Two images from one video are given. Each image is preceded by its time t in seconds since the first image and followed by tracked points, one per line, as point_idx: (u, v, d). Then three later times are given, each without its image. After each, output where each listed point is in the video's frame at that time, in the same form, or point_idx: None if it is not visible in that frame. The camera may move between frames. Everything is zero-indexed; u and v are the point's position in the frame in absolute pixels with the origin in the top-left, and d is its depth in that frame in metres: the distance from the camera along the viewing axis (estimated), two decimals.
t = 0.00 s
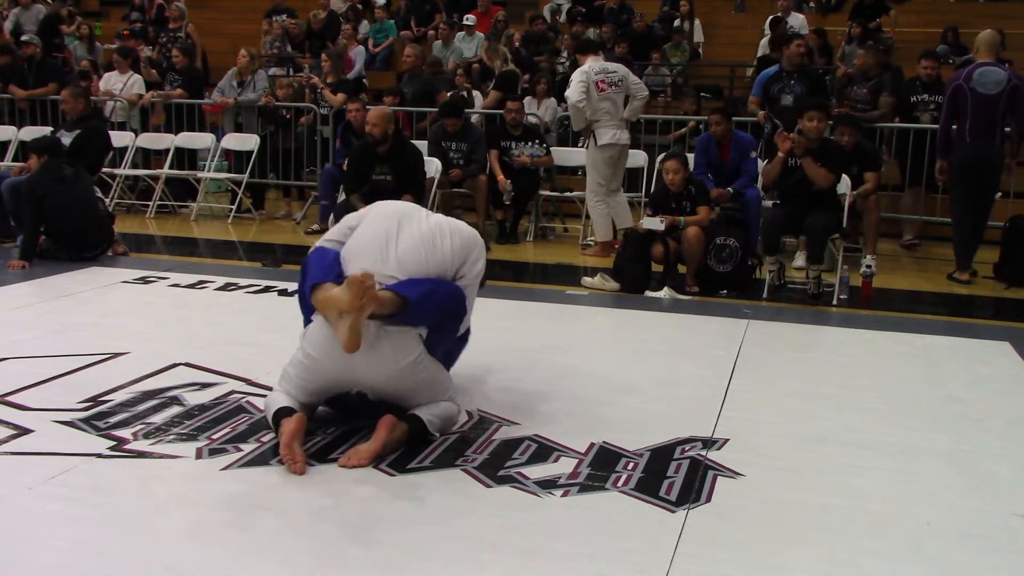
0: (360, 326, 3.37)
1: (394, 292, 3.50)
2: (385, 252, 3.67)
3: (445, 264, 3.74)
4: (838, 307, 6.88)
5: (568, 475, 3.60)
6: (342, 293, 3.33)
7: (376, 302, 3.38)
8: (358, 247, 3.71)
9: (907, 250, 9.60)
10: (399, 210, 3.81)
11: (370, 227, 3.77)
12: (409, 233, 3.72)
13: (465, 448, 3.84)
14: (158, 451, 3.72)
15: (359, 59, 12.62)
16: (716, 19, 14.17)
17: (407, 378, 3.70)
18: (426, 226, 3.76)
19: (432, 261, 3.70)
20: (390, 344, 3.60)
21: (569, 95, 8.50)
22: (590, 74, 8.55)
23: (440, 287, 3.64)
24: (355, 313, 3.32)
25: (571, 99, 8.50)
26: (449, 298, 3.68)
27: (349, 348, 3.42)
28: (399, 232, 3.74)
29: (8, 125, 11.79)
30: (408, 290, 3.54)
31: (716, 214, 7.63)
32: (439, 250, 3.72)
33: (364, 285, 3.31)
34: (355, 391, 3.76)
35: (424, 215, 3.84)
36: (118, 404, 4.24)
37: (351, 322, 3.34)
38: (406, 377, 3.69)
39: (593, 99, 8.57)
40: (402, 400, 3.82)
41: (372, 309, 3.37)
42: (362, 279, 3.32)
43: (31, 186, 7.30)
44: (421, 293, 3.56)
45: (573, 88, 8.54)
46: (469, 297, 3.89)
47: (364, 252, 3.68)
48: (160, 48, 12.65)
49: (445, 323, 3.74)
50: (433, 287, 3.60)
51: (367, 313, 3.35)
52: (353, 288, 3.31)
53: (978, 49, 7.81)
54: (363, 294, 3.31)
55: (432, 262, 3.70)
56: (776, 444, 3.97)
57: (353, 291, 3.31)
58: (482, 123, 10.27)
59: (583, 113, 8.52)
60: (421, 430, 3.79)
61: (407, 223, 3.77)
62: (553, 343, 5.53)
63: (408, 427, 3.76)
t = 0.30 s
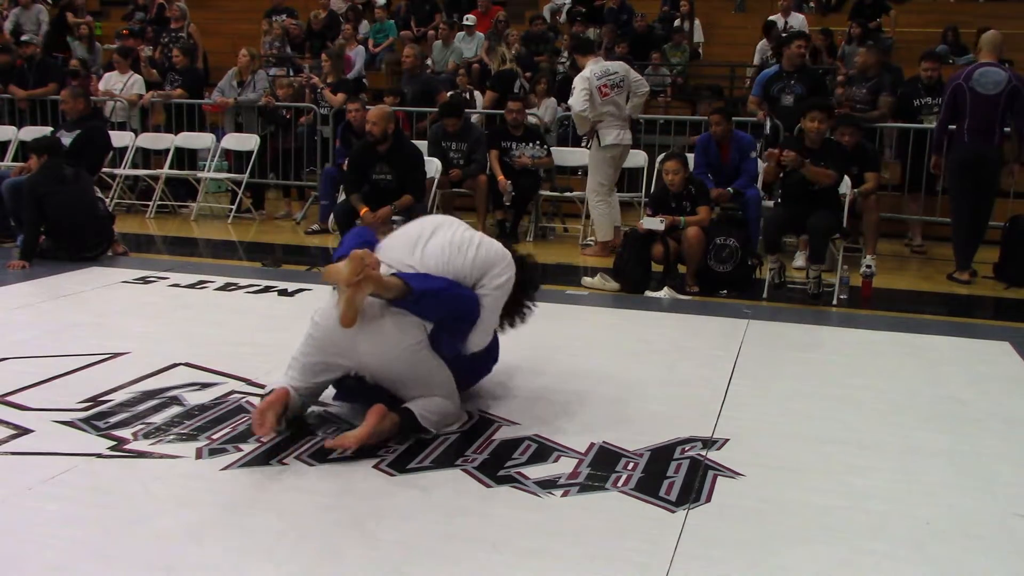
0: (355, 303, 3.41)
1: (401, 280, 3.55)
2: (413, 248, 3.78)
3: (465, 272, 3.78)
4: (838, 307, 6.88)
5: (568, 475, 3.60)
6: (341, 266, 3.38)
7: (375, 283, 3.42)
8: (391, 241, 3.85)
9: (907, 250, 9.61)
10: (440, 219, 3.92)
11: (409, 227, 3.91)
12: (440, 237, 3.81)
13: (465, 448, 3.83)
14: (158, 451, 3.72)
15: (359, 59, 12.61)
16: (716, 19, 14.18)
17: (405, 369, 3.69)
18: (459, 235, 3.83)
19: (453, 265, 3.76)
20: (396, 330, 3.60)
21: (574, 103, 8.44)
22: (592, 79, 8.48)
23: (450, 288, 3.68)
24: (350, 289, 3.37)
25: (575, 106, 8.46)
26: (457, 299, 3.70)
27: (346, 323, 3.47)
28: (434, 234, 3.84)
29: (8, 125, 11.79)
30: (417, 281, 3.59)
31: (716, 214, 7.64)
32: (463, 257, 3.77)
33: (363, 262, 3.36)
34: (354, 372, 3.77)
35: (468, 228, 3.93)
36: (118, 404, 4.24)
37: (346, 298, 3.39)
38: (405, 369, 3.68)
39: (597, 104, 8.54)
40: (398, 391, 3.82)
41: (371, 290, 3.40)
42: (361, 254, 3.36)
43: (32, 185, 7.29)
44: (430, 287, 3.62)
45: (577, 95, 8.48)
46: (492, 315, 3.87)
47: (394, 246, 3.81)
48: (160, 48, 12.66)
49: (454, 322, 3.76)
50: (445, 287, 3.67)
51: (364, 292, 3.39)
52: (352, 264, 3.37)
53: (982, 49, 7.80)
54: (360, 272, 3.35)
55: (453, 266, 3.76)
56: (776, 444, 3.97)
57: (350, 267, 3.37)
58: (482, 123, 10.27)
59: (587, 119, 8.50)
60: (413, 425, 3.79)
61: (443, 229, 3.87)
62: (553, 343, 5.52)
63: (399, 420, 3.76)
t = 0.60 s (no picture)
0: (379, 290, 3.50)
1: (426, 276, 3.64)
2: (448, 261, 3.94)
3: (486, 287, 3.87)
4: (838, 307, 6.88)
5: (568, 475, 3.60)
6: (370, 252, 3.49)
7: (401, 274, 3.50)
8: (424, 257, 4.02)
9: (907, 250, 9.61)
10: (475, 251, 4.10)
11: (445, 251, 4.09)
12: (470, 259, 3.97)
13: (465, 448, 3.83)
14: (158, 451, 3.72)
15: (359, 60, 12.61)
16: (716, 19, 14.17)
17: (407, 357, 3.70)
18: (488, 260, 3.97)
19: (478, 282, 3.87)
20: (407, 319, 3.65)
21: (599, 99, 8.40)
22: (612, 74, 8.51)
23: (470, 296, 3.76)
24: (376, 275, 3.45)
25: (602, 102, 8.41)
26: (475, 307, 3.77)
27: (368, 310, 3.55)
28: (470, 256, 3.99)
29: (8, 125, 11.79)
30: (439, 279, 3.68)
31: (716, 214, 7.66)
32: (490, 277, 3.89)
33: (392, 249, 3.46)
34: (358, 355, 3.81)
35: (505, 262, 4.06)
36: (118, 404, 4.24)
37: (372, 284, 3.48)
38: (406, 355, 3.70)
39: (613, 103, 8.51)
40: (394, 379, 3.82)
41: (395, 280, 3.49)
42: (391, 242, 3.49)
43: (32, 185, 7.29)
44: (451, 286, 3.71)
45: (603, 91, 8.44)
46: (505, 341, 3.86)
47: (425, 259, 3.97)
48: (160, 48, 12.66)
49: (468, 327, 3.81)
50: (467, 291, 3.76)
51: (389, 282, 3.48)
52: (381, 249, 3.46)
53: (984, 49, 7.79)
54: (386, 259, 3.45)
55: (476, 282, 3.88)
56: (776, 444, 3.97)
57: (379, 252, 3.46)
58: (482, 124, 10.28)
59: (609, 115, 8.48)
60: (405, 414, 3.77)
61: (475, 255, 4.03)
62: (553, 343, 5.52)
63: (390, 406, 3.75)
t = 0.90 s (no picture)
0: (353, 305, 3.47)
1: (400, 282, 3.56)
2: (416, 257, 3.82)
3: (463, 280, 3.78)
4: (838, 308, 6.87)
5: (568, 475, 3.60)
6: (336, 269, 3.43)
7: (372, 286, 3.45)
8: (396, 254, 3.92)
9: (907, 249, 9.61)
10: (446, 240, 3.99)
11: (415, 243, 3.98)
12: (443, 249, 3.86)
13: (465, 448, 3.83)
14: (158, 451, 3.72)
15: (360, 60, 12.62)
16: (716, 20, 14.18)
17: (404, 368, 3.71)
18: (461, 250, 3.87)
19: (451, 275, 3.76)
20: (392, 324, 3.62)
21: (613, 99, 8.38)
22: (612, 75, 8.57)
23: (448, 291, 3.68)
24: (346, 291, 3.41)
25: (614, 103, 8.40)
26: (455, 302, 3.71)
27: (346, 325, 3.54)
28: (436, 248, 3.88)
29: (8, 125, 11.79)
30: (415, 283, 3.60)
31: (716, 214, 7.65)
32: (462, 268, 3.78)
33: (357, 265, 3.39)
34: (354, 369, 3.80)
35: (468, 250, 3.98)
36: (119, 404, 4.24)
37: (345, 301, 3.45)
38: (406, 364, 3.70)
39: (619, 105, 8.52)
40: (397, 389, 3.83)
41: (366, 293, 3.45)
42: (354, 257, 3.41)
43: (33, 186, 7.29)
44: (429, 287, 3.63)
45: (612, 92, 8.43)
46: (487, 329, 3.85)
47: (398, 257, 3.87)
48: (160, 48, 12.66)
49: (453, 325, 3.77)
50: (446, 290, 3.67)
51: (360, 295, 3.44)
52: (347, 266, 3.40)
53: (987, 49, 7.79)
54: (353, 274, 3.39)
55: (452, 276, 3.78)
56: (776, 444, 3.97)
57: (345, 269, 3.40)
58: (481, 124, 10.28)
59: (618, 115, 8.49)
60: (414, 422, 3.81)
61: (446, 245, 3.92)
62: (553, 343, 5.52)
63: (400, 418, 3.78)
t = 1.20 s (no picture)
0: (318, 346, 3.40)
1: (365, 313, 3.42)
2: (385, 270, 3.65)
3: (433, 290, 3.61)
4: (838, 308, 6.87)
5: (568, 475, 3.60)
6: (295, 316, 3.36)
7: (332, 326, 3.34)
8: (363, 261, 3.74)
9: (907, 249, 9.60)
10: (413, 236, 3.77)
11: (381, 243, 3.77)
12: (409, 255, 3.66)
13: (465, 448, 3.83)
14: (158, 451, 3.72)
15: (360, 61, 12.64)
16: (716, 20, 14.19)
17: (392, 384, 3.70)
18: (428, 252, 3.66)
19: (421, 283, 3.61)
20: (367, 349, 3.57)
21: (617, 98, 8.41)
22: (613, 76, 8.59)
23: (420, 311, 3.53)
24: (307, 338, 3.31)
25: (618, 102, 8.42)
26: (430, 320, 3.58)
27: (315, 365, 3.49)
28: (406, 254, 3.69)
29: (8, 125, 11.79)
30: (382, 311, 3.45)
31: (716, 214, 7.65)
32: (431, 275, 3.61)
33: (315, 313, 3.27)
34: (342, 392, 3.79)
35: (444, 245, 3.75)
36: (118, 404, 4.24)
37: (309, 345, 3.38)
38: (394, 380, 3.69)
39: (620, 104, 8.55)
40: (389, 402, 3.82)
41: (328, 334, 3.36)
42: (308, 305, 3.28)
43: (32, 186, 7.29)
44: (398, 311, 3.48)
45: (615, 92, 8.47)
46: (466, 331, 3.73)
47: (363, 267, 3.69)
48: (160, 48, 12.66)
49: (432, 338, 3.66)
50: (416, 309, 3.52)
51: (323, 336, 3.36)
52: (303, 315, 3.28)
53: (987, 49, 7.80)
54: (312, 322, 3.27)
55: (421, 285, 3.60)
56: (776, 444, 3.96)
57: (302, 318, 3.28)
58: (481, 123, 10.28)
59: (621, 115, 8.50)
60: (413, 427, 3.81)
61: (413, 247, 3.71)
62: (553, 343, 5.52)
63: (399, 425, 3.77)
